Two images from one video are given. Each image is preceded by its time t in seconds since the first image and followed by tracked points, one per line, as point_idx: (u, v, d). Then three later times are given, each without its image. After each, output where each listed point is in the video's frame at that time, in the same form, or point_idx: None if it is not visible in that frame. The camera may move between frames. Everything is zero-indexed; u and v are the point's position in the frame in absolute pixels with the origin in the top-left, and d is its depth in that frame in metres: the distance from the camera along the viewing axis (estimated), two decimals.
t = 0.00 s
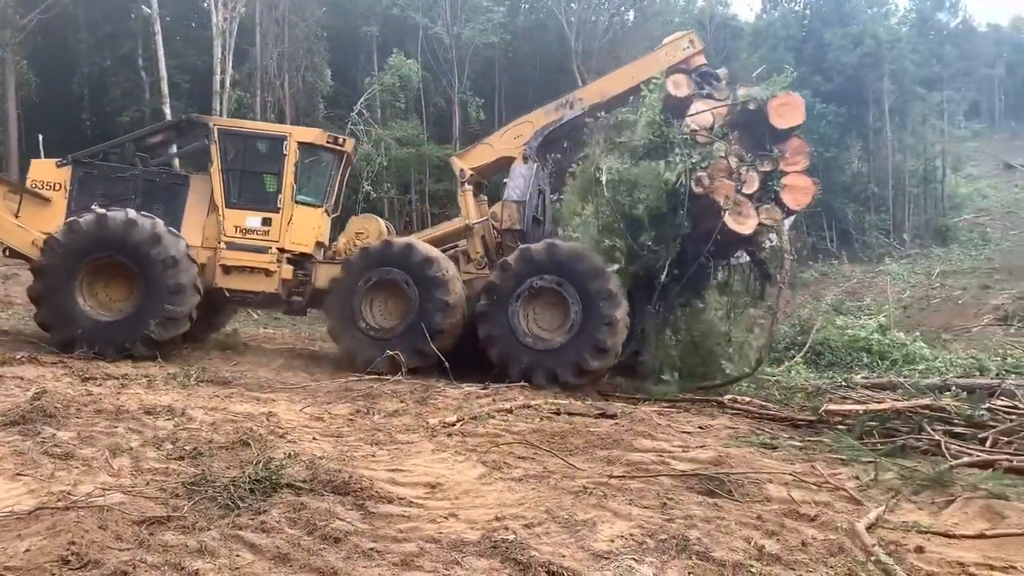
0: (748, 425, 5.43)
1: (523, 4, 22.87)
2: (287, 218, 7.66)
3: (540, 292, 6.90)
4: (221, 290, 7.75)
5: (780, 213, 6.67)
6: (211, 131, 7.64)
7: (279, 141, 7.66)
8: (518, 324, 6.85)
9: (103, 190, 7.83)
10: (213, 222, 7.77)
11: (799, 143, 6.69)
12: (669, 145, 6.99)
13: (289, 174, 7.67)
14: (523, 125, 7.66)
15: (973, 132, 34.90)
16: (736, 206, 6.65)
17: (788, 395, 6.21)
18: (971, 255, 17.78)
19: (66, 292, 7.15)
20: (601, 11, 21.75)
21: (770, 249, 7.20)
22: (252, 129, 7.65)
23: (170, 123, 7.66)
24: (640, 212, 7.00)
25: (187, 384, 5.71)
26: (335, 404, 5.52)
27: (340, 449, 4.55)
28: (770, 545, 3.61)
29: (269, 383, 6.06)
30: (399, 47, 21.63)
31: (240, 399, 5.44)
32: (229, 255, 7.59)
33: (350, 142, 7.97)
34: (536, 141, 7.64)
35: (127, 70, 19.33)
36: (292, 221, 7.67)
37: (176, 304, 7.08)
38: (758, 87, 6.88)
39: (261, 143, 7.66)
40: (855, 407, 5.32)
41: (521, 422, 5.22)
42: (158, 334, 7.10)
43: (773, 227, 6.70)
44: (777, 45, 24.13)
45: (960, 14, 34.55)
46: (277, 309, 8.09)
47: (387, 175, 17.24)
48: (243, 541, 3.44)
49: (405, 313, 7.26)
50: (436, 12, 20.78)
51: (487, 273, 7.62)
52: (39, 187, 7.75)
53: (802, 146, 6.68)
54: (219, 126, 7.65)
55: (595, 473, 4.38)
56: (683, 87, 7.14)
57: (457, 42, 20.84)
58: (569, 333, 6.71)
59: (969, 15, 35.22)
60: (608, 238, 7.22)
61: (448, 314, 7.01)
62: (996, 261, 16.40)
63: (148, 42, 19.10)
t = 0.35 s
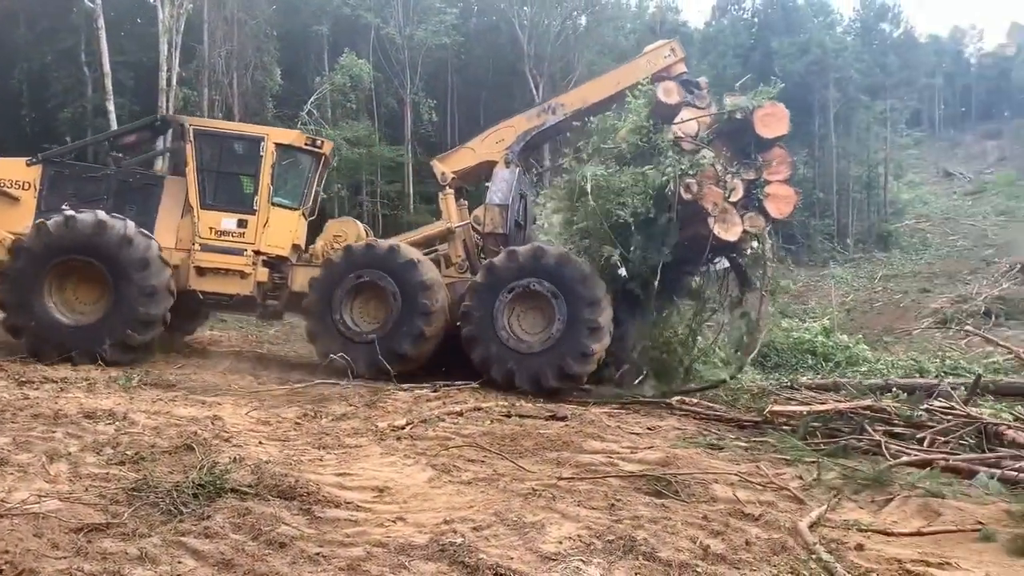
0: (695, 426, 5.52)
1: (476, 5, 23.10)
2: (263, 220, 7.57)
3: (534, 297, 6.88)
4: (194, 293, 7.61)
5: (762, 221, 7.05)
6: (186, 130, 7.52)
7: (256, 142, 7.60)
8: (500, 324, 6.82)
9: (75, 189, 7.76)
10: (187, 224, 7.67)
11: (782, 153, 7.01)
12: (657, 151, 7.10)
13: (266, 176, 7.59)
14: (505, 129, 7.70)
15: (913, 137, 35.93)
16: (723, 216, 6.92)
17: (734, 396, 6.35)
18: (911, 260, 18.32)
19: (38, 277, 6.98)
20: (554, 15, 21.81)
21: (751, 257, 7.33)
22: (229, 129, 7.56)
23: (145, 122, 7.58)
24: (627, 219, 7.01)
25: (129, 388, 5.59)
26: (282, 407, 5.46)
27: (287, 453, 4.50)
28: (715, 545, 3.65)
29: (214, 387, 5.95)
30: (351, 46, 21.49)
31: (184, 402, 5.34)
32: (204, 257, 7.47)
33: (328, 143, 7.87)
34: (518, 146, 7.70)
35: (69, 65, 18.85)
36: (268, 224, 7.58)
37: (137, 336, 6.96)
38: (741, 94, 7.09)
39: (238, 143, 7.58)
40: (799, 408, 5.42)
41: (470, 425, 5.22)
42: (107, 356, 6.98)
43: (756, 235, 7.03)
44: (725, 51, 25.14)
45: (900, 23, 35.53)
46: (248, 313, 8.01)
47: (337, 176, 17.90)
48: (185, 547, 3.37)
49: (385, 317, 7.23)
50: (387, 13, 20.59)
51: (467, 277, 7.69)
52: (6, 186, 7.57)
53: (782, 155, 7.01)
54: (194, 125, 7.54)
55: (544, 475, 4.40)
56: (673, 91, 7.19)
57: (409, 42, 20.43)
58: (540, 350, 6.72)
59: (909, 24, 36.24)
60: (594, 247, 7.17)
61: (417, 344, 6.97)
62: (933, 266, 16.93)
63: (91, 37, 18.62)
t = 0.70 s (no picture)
0: (656, 426, 5.59)
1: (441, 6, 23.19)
2: (245, 220, 7.57)
3: (530, 300, 6.90)
4: (175, 294, 7.62)
5: (754, 228, 7.28)
6: (167, 128, 7.54)
7: (238, 140, 7.60)
8: (487, 323, 6.82)
9: (51, 187, 7.76)
10: (167, 224, 7.71)
11: (773, 162, 7.28)
12: (655, 161, 7.38)
13: (248, 175, 7.60)
14: (493, 131, 7.66)
15: (871, 143, 36.63)
16: (717, 222, 7.20)
17: (694, 396, 6.44)
18: (869, 263, 18.67)
19: (21, 266, 6.99)
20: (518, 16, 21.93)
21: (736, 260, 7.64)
22: (211, 127, 7.57)
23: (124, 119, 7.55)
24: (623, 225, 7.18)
25: (83, 388, 5.48)
26: (241, 408, 5.40)
27: (246, 454, 4.45)
28: (675, 544, 3.68)
29: (172, 387, 5.86)
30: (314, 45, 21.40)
31: (140, 403, 5.26)
32: (184, 257, 7.49)
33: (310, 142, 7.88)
34: (505, 150, 7.65)
35: (23, 59, 18.43)
36: (250, 224, 7.58)
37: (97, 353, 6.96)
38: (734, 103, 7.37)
39: (220, 142, 7.59)
40: (757, 408, 5.49)
41: (432, 426, 5.20)
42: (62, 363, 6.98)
43: (749, 241, 7.29)
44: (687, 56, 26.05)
45: (858, 30, 36.22)
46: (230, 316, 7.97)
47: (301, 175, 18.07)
48: (141, 549, 3.30)
49: (371, 325, 7.20)
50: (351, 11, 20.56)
51: (455, 280, 7.65)
52: None
53: (773, 163, 7.28)
54: (176, 124, 7.55)
55: (506, 475, 4.40)
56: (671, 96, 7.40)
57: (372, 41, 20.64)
58: (519, 359, 6.73)
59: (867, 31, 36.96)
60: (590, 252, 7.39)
61: (389, 365, 6.95)
62: (890, 269, 17.28)
63: (47, 30, 18.24)
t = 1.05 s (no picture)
0: (633, 422, 5.63)
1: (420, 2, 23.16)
2: (232, 216, 7.52)
3: (539, 311, 6.90)
4: (161, 290, 7.60)
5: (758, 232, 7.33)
6: (154, 122, 7.49)
7: (226, 134, 7.53)
8: (491, 328, 6.82)
9: (40, 183, 7.73)
10: (154, 220, 7.67)
11: (774, 165, 7.32)
12: (662, 163, 7.51)
13: (236, 169, 7.54)
14: (492, 130, 7.65)
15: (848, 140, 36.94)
16: (722, 225, 7.19)
17: (673, 392, 6.52)
18: (845, 259, 18.87)
19: (8, 256, 6.96)
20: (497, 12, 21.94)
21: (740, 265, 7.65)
22: (198, 120, 7.50)
23: (111, 112, 7.52)
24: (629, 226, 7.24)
25: (55, 386, 5.42)
26: (217, 405, 5.37)
27: (221, 451, 4.42)
28: (651, 538, 3.70)
29: (147, 385, 5.81)
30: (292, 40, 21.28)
31: (114, 400, 5.22)
32: (171, 254, 7.46)
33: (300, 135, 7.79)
34: (504, 148, 7.66)
35: None
36: (238, 220, 7.53)
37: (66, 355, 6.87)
38: (738, 107, 7.46)
39: (207, 136, 7.53)
40: (733, 404, 5.57)
41: (409, 422, 5.20)
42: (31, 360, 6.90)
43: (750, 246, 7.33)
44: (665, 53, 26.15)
45: (835, 29, 36.55)
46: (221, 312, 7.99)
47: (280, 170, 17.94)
48: (114, 548, 3.28)
49: (369, 330, 7.20)
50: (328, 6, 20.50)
51: (451, 279, 7.62)
52: None
53: (775, 168, 7.33)
54: (163, 118, 7.50)
55: (484, 472, 4.41)
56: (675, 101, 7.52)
57: (350, 36, 20.57)
58: (511, 365, 6.74)
59: (844, 30, 37.28)
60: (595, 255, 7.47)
61: (372, 375, 6.99)
62: (867, 265, 17.47)
63: (18, 23, 18.00)
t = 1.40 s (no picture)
0: (618, 418, 5.65)
1: None
2: (221, 213, 7.47)
3: (557, 319, 6.93)
4: (151, 290, 7.55)
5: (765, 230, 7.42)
6: (142, 119, 7.52)
7: (214, 130, 7.52)
8: (503, 329, 6.84)
9: (38, 185, 7.81)
10: (145, 220, 7.63)
11: (779, 163, 7.43)
12: (671, 162, 7.58)
13: (224, 164, 7.50)
14: (495, 128, 7.76)
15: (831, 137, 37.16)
16: (730, 224, 7.27)
17: (659, 389, 6.56)
18: (829, 255, 19.00)
19: None
20: (482, 9, 21.92)
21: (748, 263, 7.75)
22: (187, 116, 7.50)
23: (102, 111, 7.62)
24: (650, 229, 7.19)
25: (36, 385, 5.38)
26: (200, 403, 5.35)
27: (204, 449, 4.41)
28: (636, 534, 3.71)
29: (129, 383, 5.78)
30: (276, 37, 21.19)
31: (96, 399, 5.20)
32: (161, 253, 7.43)
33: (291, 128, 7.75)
34: (507, 146, 7.76)
35: None
36: (227, 216, 7.47)
37: (41, 355, 6.80)
38: (745, 106, 7.51)
39: (196, 132, 7.53)
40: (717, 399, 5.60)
41: (394, 420, 5.19)
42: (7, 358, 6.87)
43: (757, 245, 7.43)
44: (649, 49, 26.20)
45: (818, 26, 36.80)
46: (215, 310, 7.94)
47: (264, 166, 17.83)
48: (96, 548, 3.25)
49: (374, 328, 7.21)
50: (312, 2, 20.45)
51: (457, 278, 7.61)
52: None
53: (780, 166, 7.44)
54: (151, 116, 7.53)
55: (469, 469, 4.42)
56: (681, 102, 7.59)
57: (334, 33, 20.50)
58: (513, 364, 6.79)
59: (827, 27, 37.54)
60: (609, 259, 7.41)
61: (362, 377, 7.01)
62: (850, 261, 17.61)
63: None
